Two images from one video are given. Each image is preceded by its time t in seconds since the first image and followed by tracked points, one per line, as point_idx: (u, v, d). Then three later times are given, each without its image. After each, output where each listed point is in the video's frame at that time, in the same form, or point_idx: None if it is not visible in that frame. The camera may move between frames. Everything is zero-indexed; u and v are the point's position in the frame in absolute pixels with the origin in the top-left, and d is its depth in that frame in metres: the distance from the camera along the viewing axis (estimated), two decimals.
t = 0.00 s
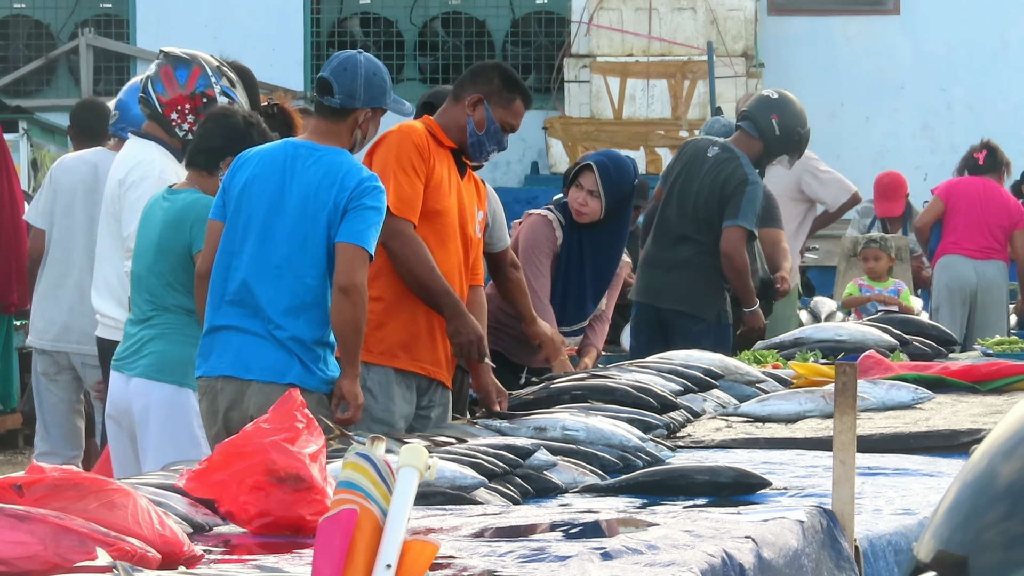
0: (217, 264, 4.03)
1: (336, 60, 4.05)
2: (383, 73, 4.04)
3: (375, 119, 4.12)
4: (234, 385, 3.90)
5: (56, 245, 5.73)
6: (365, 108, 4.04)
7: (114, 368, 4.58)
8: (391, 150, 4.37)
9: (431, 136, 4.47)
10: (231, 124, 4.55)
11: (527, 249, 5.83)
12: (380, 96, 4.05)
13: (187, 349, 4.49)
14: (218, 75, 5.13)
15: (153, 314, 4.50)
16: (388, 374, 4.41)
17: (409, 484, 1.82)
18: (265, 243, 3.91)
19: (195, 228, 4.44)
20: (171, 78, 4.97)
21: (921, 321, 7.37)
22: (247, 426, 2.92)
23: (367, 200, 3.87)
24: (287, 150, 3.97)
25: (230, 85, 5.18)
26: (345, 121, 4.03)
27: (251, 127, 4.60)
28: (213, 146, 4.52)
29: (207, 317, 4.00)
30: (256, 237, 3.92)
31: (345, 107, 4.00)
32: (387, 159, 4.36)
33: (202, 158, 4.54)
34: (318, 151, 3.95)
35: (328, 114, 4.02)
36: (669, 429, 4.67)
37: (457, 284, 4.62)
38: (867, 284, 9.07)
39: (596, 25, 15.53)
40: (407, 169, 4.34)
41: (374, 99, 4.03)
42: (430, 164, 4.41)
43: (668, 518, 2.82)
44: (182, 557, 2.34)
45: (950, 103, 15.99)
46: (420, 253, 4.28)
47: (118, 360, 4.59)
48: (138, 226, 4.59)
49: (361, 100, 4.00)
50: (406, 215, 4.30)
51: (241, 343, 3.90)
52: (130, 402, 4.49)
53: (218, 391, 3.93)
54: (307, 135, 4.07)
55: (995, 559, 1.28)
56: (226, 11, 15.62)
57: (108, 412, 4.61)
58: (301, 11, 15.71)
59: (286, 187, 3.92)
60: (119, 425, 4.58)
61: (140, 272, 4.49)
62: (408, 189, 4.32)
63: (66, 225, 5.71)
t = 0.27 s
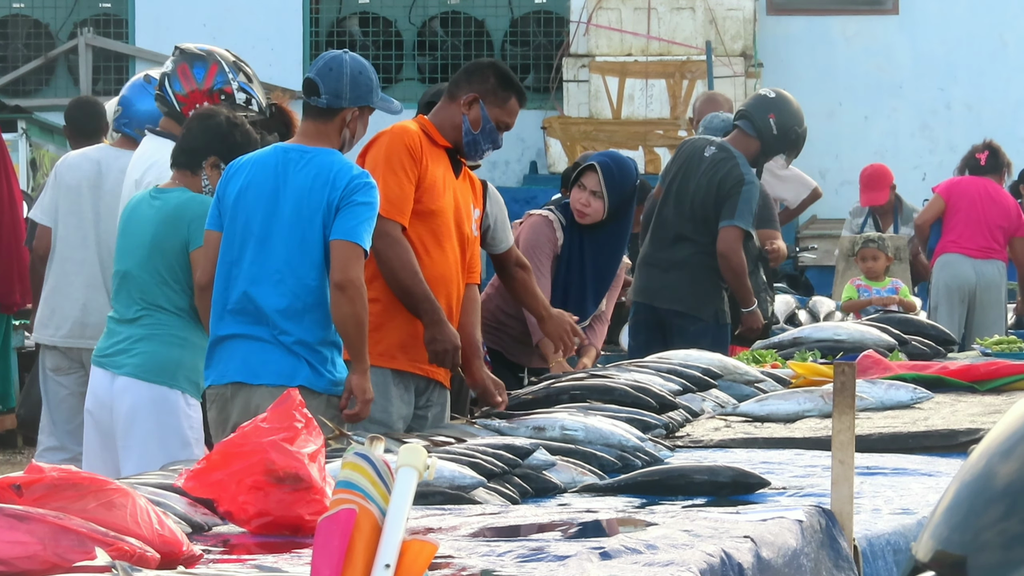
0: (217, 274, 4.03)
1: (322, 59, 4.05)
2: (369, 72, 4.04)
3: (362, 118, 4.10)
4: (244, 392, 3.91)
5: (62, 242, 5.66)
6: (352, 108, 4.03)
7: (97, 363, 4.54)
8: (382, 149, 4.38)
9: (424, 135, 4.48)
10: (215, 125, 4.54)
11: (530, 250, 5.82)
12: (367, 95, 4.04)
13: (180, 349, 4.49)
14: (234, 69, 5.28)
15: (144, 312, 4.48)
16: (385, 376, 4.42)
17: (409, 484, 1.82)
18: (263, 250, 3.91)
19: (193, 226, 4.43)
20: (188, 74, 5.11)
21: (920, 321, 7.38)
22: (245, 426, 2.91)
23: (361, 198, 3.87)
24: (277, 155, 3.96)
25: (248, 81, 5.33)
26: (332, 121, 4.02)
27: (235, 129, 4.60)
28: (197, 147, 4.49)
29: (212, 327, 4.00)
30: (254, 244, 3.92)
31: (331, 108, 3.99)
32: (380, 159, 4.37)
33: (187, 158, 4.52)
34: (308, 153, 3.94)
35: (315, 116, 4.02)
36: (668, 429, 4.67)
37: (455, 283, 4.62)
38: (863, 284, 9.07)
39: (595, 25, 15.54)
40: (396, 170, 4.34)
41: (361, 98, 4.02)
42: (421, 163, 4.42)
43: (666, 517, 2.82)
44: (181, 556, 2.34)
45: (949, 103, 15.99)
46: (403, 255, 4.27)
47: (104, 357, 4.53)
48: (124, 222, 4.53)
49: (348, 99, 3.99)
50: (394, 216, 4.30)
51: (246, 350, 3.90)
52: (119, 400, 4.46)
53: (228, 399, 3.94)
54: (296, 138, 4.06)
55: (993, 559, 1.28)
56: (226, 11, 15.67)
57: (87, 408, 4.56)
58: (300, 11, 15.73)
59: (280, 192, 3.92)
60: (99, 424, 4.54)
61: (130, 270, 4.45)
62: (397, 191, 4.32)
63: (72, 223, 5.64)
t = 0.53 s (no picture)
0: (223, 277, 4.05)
1: (318, 56, 4.05)
2: (362, 68, 4.03)
3: (358, 113, 4.09)
4: (257, 393, 3.91)
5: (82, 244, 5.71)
6: (346, 103, 4.02)
7: (95, 364, 4.50)
8: (398, 148, 4.33)
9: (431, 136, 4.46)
10: (199, 122, 4.52)
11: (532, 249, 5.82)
12: (361, 91, 4.03)
13: (184, 348, 4.47)
14: (247, 66, 5.16)
15: (143, 311, 4.45)
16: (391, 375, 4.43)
17: (408, 484, 1.82)
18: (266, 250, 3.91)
19: (189, 225, 4.41)
20: (201, 72, 5.06)
21: (919, 320, 7.38)
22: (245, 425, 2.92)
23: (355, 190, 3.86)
24: (273, 154, 3.96)
25: (260, 76, 5.22)
26: (327, 116, 4.02)
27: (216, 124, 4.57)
28: (181, 145, 4.49)
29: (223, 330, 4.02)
30: (257, 246, 3.92)
31: (326, 103, 3.99)
32: (391, 160, 4.33)
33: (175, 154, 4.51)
34: (302, 150, 3.93)
35: (310, 111, 4.01)
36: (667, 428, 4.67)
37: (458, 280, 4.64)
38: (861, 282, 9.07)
39: (595, 24, 15.54)
40: (410, 171, 4.32)
41: (354, 93, 4.01)
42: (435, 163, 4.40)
43: (666, 516, 2.82)
44: (182, 555, 2.34)
45: (948, 102, 16.00)
46: (421, 254, 4.28)
47: (104, 359, 4.47)
48: (111, 221, 4.50)
49: (342, 95, 3.99)
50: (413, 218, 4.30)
51: (258, 351, 3.90)
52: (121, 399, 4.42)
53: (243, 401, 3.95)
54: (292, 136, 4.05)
55: (993, 558, 1.28)
56: (226, 10, 15.71)
57: (87, 408, 4.51)
58: (299, 10, 15.74)
59: (277, 190, 3.92)
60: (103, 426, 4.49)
61: (127, 270, 4.43)
62: (414, 192, 4.31)
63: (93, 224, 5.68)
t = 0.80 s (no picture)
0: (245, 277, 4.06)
1: (343, 66, 4.05)
2: (389, 77, 4.02)
3: (384, 122, 4.09)
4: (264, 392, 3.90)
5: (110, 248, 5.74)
6: (372, 112, 4.02)
7: (110, 364, 4.42)
8: (439, 156, 4.41)
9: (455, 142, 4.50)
10: (207, 121, 4.42)
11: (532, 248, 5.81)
12: (387, 99, 4.03)
13: (204, 346, 4.43)
14: (245, 68, 5.12)
15: (161, 312, 4.38)
16: (402, 377, 4.40)
17: (407, 483, 1.81)
18: (283, 251, 3.92)
19: (201, 225, 4.31)
20: (198, 74, 5.08)
21: (918, 319, 7.38)
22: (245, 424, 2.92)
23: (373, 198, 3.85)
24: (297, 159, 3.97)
25: (259, 79, 5.18)
26: (354, 125, 4.02)
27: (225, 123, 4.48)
28: (189, 143, 4.38)
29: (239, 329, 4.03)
30: (275, 246, 3.94)
31: (352, 113, 3.99)
32: (435, 166, 4.41)
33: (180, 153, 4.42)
34: (324, 155, 3.94)
35: (337, 120, 4.01)
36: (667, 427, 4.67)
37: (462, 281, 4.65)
38: (858, 281, 9.08)
39: (593, 24, 15.55)
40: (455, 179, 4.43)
41: (381, 103, 4.01)
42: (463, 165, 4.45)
43: (665, 515, 2.82)
44: (181, 554, 2.35)
45: (946, 101, 16.01)
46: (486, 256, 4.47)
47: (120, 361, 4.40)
48: (122, 222, 4.39)
49: (368, 104, 3.99)
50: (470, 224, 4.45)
51: (269, 350, 3.89)
52: (144, 400, 4.37)
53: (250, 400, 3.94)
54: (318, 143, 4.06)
55: (991, 557, 1.28)
56: (225, 10, 15.72)
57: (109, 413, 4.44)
58: (298, 10, 15.74)
59: (295, 194, 3.92)
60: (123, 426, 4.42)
61: (142, 273, 4.34)
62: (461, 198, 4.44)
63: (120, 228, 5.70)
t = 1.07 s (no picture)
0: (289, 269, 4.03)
1: (414, 85, 3.93)
2: (458, 101, 3.89)
3: (451, 146, 3.97)
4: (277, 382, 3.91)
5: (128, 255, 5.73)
6: (439, 135, 3.91)
7: (142, 370, 4.32)
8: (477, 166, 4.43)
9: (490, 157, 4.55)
10: (236, 124, 4.28)
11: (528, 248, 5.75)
12: (455, 123, 3.91)
13: (240, 346, 4.37)
14: (249, 67, 4.97)
15: (195, 315, 4.30)
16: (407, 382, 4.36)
17: (406, 483, 1.80)
18: (317, 251, 3.91)
19: (232, 231, 4.21)
20: (200, 72, 4.87)
21: (917, 319, 7.38)
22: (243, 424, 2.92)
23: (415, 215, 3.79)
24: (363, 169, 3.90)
25: (263, 80, 5.04)
26: (419, 147, 3.91)
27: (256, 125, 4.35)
28: (222, 147, 4.25)
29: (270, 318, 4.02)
30: (313, 244, 3.93)
31: (418, 134, 3.88)
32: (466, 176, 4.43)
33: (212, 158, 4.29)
34: (376, 167, 3.89)
35: (400, 140, 3.90)
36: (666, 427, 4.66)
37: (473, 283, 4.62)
38: (855, 281, 9.09)
39: (592, 23, 15.55)
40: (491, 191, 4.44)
41: (448, 127, 3.89)
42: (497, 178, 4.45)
43: (664, 515, 2.82)
44: (179, 554, 2.34)
45: (945, 101, 16.02)
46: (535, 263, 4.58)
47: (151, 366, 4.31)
48: (152, 227, 4.28)
49: (434, 127, 3.87)
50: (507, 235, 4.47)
51: (287, 339, 3.91)
52: (180, 403, 4.29)
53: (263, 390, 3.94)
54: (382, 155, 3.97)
55: (990, 557, 1.28)
56: (223, 10, 15.73)
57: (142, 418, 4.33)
58: (296, 9, 15.74)
59: (342, 202, 3.89)
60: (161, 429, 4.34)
61: (174, 280, 4.26)
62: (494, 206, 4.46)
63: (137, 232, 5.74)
